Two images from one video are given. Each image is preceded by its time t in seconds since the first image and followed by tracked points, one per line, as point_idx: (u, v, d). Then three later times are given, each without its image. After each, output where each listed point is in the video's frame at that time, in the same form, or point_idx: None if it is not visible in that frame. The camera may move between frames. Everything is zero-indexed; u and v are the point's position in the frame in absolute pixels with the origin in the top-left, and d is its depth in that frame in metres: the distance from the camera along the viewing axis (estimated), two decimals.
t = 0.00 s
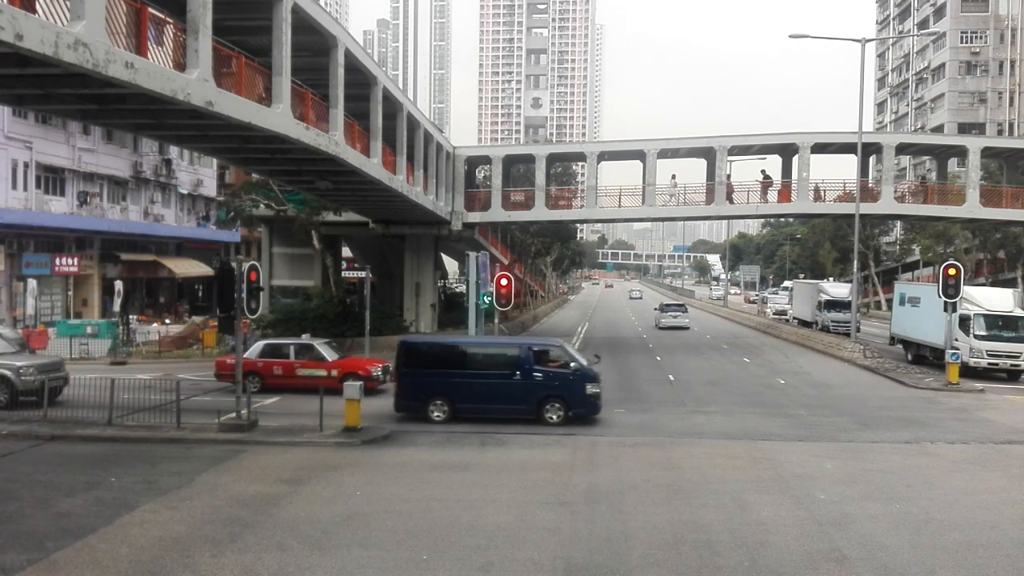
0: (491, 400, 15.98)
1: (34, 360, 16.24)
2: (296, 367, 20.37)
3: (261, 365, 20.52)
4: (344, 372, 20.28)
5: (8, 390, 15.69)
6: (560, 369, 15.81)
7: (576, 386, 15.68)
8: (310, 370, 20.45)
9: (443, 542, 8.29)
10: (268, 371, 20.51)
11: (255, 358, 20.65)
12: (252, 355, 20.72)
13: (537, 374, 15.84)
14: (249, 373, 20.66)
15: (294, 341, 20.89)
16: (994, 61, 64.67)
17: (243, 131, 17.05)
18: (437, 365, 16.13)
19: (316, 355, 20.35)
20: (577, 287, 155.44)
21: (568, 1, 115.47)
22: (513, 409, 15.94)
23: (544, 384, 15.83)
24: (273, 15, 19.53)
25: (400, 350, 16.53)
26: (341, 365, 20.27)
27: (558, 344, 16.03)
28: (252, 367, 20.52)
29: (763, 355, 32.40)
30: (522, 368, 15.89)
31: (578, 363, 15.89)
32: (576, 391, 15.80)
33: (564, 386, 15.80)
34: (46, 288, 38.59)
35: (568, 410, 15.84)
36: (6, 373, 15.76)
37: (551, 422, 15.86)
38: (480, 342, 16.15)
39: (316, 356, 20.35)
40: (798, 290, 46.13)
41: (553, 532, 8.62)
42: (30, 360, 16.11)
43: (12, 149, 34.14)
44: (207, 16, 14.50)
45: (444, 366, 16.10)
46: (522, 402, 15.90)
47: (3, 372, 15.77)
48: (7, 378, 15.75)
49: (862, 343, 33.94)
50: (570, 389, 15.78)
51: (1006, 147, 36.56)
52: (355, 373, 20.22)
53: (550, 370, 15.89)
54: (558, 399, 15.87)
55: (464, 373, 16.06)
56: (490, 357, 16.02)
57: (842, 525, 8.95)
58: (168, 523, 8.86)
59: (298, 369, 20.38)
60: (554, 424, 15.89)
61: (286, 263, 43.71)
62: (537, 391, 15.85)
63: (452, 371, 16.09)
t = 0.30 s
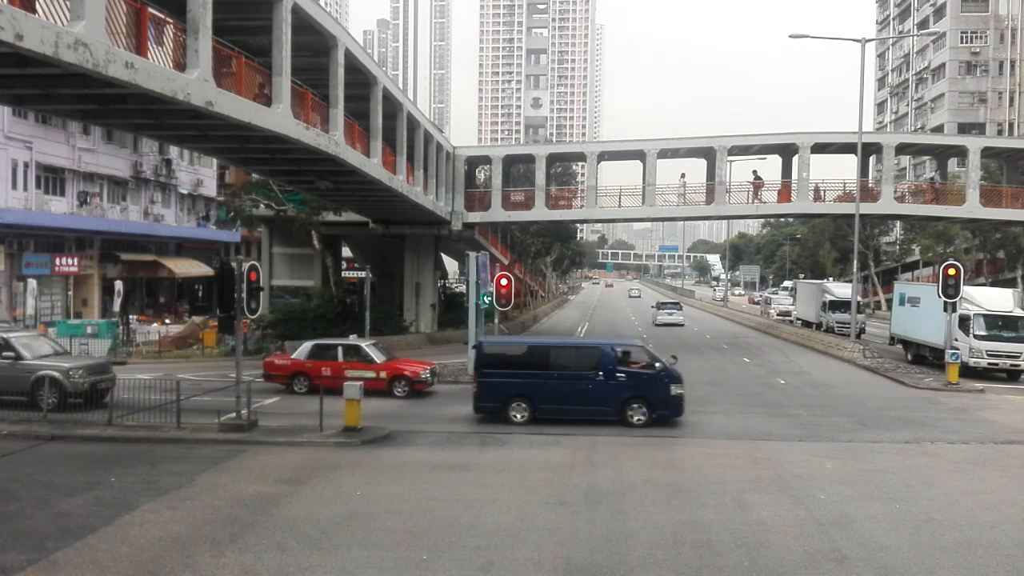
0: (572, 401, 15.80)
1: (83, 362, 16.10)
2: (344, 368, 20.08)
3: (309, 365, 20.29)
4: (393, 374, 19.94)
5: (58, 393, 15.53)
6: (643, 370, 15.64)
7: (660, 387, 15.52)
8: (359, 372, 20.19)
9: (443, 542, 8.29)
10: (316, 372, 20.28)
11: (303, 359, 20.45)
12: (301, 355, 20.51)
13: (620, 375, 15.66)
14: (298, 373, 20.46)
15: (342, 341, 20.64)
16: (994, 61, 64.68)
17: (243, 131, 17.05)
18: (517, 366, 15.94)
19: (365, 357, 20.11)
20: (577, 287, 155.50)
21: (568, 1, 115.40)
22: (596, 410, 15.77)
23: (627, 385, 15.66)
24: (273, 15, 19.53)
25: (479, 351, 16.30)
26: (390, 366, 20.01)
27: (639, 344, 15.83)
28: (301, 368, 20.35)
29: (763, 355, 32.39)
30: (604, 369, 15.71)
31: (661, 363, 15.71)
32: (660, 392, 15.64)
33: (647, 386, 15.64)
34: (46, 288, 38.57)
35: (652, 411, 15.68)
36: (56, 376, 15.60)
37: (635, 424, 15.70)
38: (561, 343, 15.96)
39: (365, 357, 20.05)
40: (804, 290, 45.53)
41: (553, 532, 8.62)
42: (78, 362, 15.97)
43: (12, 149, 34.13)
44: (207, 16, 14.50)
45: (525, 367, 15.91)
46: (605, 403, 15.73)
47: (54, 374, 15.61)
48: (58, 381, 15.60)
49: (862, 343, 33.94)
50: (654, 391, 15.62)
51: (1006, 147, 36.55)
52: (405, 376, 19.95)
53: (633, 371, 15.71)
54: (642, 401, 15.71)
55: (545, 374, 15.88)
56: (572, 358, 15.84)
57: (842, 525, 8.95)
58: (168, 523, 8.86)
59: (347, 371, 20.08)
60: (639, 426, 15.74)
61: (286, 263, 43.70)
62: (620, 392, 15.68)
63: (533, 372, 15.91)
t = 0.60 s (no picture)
0: (660, 403, 15.92)
1: (141, 364, 16.26)
2: (398, 369, 19.77)
3: (363, 367, 20.00)
4: (448, 376, 19.56)
5: (118, 394, 15.67)
6: (734, 372, 15.79)
7: (750, 389, 15.66)
8: (413, 374, 19.84)
9: (442, 542, 8.29)
10: (370, 373, 19.99)
11: (356, 360, 20.17)
12: (354, 357, 20.20)
13: (710, 376, 15.80)
14: (351, 375, 20.15)
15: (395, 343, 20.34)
16: (994, 61, 64.68)
17: (243, 131, 17.05)
18: (604, 367, 16.06)
19: (418, 358, 19.78)
20: (577, 287, 155.36)
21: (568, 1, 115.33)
22: (683, 412, 15.90)
23: (718, 386, 15.80)
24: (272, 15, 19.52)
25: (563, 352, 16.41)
26: (445, 368, 19.63)
27: (727, 345, 15.96)
28: (355, 369, 20.07)
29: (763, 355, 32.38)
30: (694, 370, 15.83)
31: (751, 365, 15.85)
32: (749, 395, 15.78)
33: (737, 387, 15.78)
34: (46, 288, 38.58)
35: (742, 413, 15.80)
36: (114, 378, 15.75)
37: (724, 426, 15.82)
38: (648, 345, 16.10)
39: (420, 359, 19.70)
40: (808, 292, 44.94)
41: (553, 532, 8.62)
42: (135, 363, 16.12)
43: (12, 149, 34.13)
44: (207, 15, 14.50)
45: (612, 368, 16.03)
46: (694, 404, 15.87)
47: (113, 376, 15.74)
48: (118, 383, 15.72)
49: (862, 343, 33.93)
50: (744, 393, 15.75)
51: (1006, 147, 36.54)
52: (459, 378, 19.56)
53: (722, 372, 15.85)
54: (731, 402, 15.85)
55: (633, 376, 16.00)
56: (661, 360, 15.95)
57: (842, 525, 8.94)
58: (167, 523, 8.86)
59: (401, 373, 19.76)
60: (728, 427, 15.90)
61: (286, 262, 43.70)
62: (710, 394, 15.82)
63: (620, 373, 16.03)
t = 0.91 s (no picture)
0: (757, 405, 15.55)
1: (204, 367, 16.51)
2: (458, 371, 19.59)
3: (423, 369, 19.86)
4: (509, 378, 19.35)
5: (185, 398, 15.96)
6: (832, 372, 15.43)
7: (848, 390, 15.33)
8: (473, 376, 19.64)
9: (442, 541, 8.29)
10: (430, 375, 19.83)
11: (415, 363, 20.05)
12: (414, 359, 20.08)
13: (808, 378, 15.43)
14: (411, 377, 20.02)
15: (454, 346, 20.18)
16: (994, 61, 64.68)
17: (243, 131, 17.06)
18: (698, 369, 15.67)
19: (478, 360, 19.60)
20: (577, 287, 155.29)
21: (568, 1, 115.26)
22: (780, 414, 15.53)
23: (816, 388, 15.43)
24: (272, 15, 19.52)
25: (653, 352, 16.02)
26: (506, 369, 19.45)
27: (823, 346, 15.61)
28: (414, 371, 19.94)
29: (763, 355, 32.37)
30: (790, 371, 15.46)
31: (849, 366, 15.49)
32: (849, 396, 15.43)
33: (837, 389, 15.41)
34: (46, 288, 38.57)
35: (842, 415, 15.45)
36: (181, 381, 15.99)
37: (824, 429, 15.47)
38: (743, 345, 15.71)
39: (479, 360, 19.53)
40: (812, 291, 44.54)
41: (554, 532, 8.62)
42: (200, 367, 16.38)
43: (12, 149, 34.13)
44: (207, 15, 14.49)
45: (706, 369, 15.64)
46: (791, 407, 15.49)
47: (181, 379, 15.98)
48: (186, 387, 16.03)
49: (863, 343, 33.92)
50: (843, 394, 15.39)
51: (1006, 147, 36.53)
52: (520, 379, 19.37)
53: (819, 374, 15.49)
54: (829, 404, 15.48)
55: (729, 377, 15.62)
56: (757, 361, 15.57)
57: (842, 525, 8.94)
58: (167, 523, 8.86)
59: (461, 374, 19.59)
60: (827, 431, 15.51)
61: (286, 262, 43.70)
62: (808, 396, 15.44)
63: (715, 375, 15.64)
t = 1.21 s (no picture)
0: (862, 406, 15.59)
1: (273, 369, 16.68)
2: (525, 373, 19.33)
3: (487, 371, 19.55)
4: (575, 379, 19.28)
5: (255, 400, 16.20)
6: (937, 373, 15.51)
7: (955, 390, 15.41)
8: (538, 377, 19.45)
9: (441, 541, 8.29)
10: (495, 377, 19.53)
11: (480, 365, 19.67)
12: (477, 361, 19.76)
13: (914, 379, 15.49)
14: (474, 380, 19.68)
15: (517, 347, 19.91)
16: (994, 62, 64.65)
17: (243, 131, 17.06)
18: (801, 371, 15.64)
19: (544, 362, 19.41)
20: (577, 287, 155.25)
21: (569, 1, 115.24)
22: (885, 415, 15.59)
23: (922, 389, 15.51)
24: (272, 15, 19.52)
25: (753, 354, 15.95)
26: (571, 371, 19.36)
27: (928, 346, 15.67)
28: (478, 373, 19.55)
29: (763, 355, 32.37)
30: (897, 373, 15.49)
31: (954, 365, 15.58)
32: (955, 397, 15.52)
33: (943, 390, 15.50)
34: (45, 288, 38.57)
35: (948, 417, 15.55)
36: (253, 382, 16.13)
37: (930, 430, 15.55)
38: (846, 346, 15.71)
39: (545, 361, 19.39)
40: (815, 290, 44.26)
41: (554, 532, 8.62)
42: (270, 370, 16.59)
43: (12, 149, 34.12)
44: (207, 15, 14.49)
45: (811, 371, 15.60)
46: (897, 409, 15.55)
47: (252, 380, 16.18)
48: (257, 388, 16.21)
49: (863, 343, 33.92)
50: (949, 395, 15.50)
51: (1006, 147, 36.52)
52: (586, 380, 19.33)
53: (925, 375, 15.55)
54: (936, 405, 15.56)
55: (834, 379, 15.61)
56: (863, 362, 15.57)
57: (842, 525, 8.94)
58: (167, 523, 8.86)
59: (527, 375, 19.36)
60: (934, 432, 15.58)
61: (286, 262, 43.70)
62: (915, 398, 15.52)
63: (818, 377, 15.63)
